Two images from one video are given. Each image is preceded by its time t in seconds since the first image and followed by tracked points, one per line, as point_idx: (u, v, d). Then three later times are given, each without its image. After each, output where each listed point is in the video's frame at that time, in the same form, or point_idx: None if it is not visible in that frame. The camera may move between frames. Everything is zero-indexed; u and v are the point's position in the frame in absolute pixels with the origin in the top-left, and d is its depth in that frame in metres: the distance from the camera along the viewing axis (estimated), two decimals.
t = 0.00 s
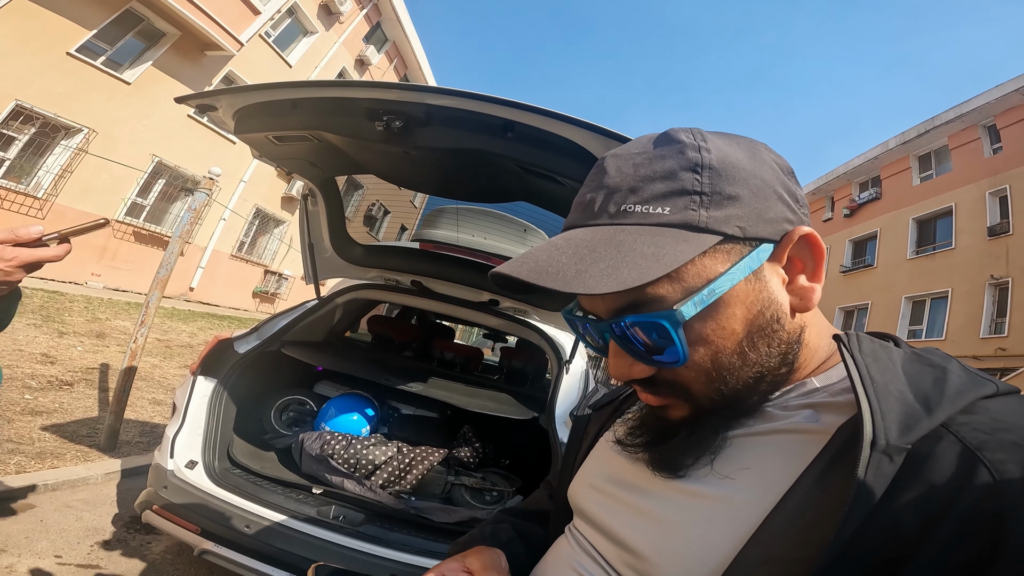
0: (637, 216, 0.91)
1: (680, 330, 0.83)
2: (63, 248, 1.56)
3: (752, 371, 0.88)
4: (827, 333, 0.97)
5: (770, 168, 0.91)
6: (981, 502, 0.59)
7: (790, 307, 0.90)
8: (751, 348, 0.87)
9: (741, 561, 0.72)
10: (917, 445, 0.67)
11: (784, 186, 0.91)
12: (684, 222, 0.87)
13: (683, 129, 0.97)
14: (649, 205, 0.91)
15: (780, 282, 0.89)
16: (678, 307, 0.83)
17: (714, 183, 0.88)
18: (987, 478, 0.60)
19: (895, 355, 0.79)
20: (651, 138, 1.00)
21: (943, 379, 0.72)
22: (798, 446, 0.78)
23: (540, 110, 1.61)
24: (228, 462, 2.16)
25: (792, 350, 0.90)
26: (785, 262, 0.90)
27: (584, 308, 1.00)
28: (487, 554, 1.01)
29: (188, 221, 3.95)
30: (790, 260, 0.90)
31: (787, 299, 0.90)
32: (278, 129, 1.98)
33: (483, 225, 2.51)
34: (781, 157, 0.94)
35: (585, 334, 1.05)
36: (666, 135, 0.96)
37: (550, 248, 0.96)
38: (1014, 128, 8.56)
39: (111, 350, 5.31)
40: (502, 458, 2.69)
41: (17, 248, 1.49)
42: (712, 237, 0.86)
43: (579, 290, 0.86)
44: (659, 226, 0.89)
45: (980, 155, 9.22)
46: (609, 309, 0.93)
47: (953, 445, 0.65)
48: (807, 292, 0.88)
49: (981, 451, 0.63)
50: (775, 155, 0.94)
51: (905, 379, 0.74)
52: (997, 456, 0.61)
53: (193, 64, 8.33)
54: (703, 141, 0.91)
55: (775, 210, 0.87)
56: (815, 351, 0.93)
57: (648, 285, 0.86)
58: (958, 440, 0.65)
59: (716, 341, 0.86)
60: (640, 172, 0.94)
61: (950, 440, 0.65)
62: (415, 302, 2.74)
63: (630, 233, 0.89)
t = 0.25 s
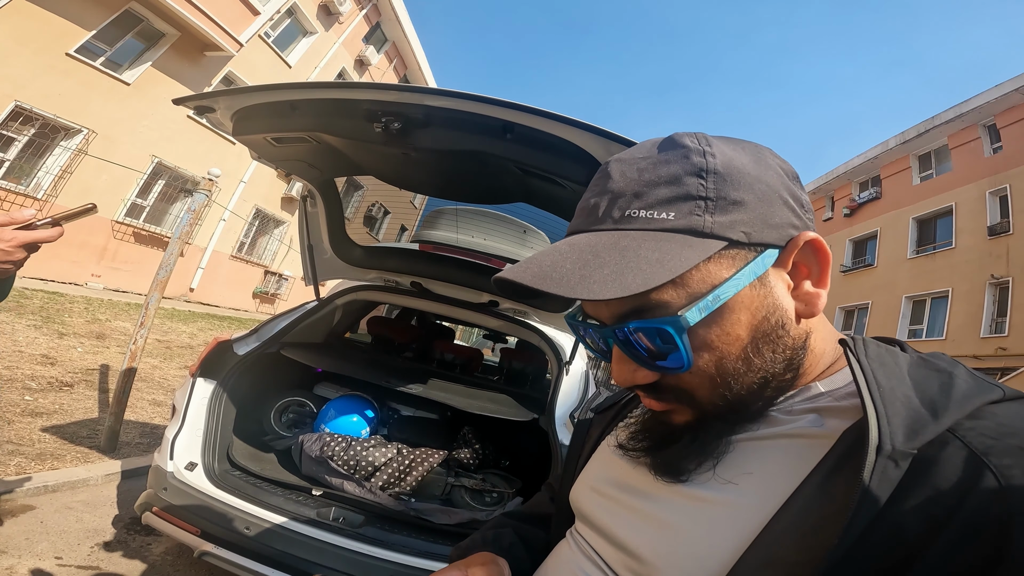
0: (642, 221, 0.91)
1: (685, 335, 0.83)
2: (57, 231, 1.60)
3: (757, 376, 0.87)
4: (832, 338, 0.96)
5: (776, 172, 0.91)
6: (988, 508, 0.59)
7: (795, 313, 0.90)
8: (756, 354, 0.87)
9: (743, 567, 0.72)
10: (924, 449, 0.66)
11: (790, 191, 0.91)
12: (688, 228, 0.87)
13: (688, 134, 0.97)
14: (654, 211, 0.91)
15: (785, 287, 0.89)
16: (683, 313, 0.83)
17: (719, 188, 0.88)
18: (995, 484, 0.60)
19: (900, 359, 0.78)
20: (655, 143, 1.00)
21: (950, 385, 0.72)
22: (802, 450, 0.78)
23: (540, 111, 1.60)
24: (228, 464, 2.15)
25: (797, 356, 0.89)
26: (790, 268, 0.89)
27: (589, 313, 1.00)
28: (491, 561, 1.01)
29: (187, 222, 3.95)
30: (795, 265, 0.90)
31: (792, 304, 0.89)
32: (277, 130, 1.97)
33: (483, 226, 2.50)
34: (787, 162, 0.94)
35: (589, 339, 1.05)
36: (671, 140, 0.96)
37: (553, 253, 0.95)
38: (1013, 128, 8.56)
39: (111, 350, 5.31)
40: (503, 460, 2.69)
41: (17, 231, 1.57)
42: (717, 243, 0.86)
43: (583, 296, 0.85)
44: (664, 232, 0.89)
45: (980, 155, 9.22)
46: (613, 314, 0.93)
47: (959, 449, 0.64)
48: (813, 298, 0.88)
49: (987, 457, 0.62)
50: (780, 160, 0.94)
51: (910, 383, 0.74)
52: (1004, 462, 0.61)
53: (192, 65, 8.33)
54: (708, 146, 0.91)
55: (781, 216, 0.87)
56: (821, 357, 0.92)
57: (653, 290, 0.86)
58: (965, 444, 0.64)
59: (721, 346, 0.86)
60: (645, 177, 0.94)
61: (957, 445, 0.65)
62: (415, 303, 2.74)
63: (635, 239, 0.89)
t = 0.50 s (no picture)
0: (642, 218, 0.92)
1: (685, 331, 0.83)
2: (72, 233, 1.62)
3: (757, 373, 0.87)
4: (833, 336, 0.97)
5: (775, 171, 0.92)
6: (987, 505, 0.59)
7: (795, 310, 0.90)
8: (756, 351, 0.87)
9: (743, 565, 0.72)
10: (923, 448, 0.67)
11: (789, 189, 0.91)
12: (688, 225, 0.87)
13: (689, 133, 0.97)
14: (654, 208, 0.91)
15: (785, 285, 0.89)
16: (683, 309, 0.83)
17: (719, 186, 0.88)
18: (994, 481, 0.60)
19: (900, 358, 0.79)
20: (656, 142, 1.01)
21: (948, 383, 0.72)
22: (802, 449, 0.78)
23: (538, 110, 1.60)
24: (228, 464, 2.16)
25: (797, 353, 0.89)
26: (790, 265, 0.90)
27: (590, 310, 1.01)
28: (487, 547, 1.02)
29: (187, 222, 3.96)
30: (795, 263, 0.90)
31: (791, 302, 0.90)
32: (276, 130, 1.98)
33: (482, 225, 2.51)
34: (787, 161, 0.95)
35: (591, 337, 1.05)
36: (671, 139, 0.97)
37: (553, 250, 0.96)
38: (1013, 126, 8.55)
39: (112, 351, 5.32)
40: (503, 459, 2.69)
41: (30, 226, 1.59)
42: (717, 240, 0.86)
43: (583, 292, 0.86)
44: (664, 229, 0.89)
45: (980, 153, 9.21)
46: (613, 311, 0.93)
47: (959, 447, 0.65)
48: (813, 295, 0.89)
49: (986, 455, 0.62)
50: (780, 159, 0.95)
51: (909, 382, 0.74)
52: (1003, 460, 0.61)
53: (192, 65, 8.33)
54: (709, 145, 0.92)
55: (780, 213, 0.88)
56: (822, 355, 0.92)
57: (653, 287, 0.86)
58: (964, 442, 0.65)
59: (721, 343, 0.86)
60: (646, 175, 0.94)
61: (956, 442, 0.65)
62: (416, 303, 2.74)
63: (635, 236, 0.90)
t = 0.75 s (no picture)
0: (641, 213, 0.92)
1: (685, 326, 0.83)
2: (78, 220, 1.61)
3: (756, 368, 0.87)
4: (832, 332, 0.97)
5: (775, 166, 0.92)
6: (987, 503, 0.59)
7: (795, 305, 0.90)
8: (756, 346, 0.87)
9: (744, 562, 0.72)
10: (924, 445, 0.66)
11: (787, 184, 0.91)
12: (688, 220, 0.87)
13: (687, 129, 0.97)
14: (653, 204, 0.91)
15: (784, 280, 0.89)
16: (682, 303, 0.83)
17: (718, 181, 0.88)
18: (995, 478, 0.60)
19: (900, 355, 0.78)
20: (655, 138, 1.01)
21: (948, 380, 0.72)
22: (803, 446, 0.78)
23: (537, 107, 1.59)
24: (231, 463, 2.16)
25: (797, 348, 0.89)
26: (789, 260, 0.90)
27: (590, 305, 1.01)
28: (489, 550, 1.02)
29: (186, 222, 3.95)
30: (794, 258, 0.90)
31: (791, 296, 0.90)
32: (274, 129, 1.97)
33: (482, 223, 2.51)
34: (785, 156, 0.94)
35: (591, 333, 1.05)
36: (671, 135, 0.96)
37: (552, 245, 0.95)
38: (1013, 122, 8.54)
39: (113, 351, 5.31)
40: (504, 456, 2.69)
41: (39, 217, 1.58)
42: (716, 235, 0.86)
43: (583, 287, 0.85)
44: (663, 224, 0.89)
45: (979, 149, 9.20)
46: (614, 305, 0.93)
47: (959, 444, 0.64)
48: (813, 289, 0.88)
49: (987, 452, 0.62)
50: (779, 154, 0.95)
51: (909, 378, 0.74)
52: (1004, 456, 0.61)
53: (189, 65, 8.30)
54: (707, 141, 0.92)
55: (779, 208, 0.88)
56: (821, 352, 0.92)
57: (652, 282, 0.86)
58: (964, 439, 0.65)
59: (721, 337, 0.86)
60: (645, 171, 0.94)
61: (956, 439, 0.65)
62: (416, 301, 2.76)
63: (634, 231, 0.90)
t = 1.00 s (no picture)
0: (644, 197, 0.92)
1: (686, 308, 0.83)
2: (68, 212, 1.61)
3: (756, 354, 0.88)
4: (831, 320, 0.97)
5: (776, 153, 0.92)
6: (987, 493, 0.59)
7: (794, 291, 0.90)
8: (755, 332, 0.88)
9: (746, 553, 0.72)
10: (923, 434, 0.66)
11: (788, 171, 0.91)
12: (689, 203, 0.87)
13: (689, 117, 0.97)
14: (655, 187, 0.91)
15: (785, 266, 0.90)
16: (684, 285, 0.84)
17: (720, 166, 0.88)
18: (994, 467, 0.60)
19: (899, 343, 0.78)
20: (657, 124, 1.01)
21: (946, 367, 0.72)
22: (803, 436, 0.78)
23: (537, 100, 1.58)
24: (235, 461, 2.17)
25: (796, 334, 0.90)
26: (790, 246, 0.90)
27: (590, 290, 1.01)
28: (489, 542, 1.01)
29: (185, 221, 3.93)
30: (794, 245, 0.91)
31: (791, 282, 0.90)
32: (272, 125, 1.95)
33: (483, 217, 2.51)
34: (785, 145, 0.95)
35: (591, 321, 1.05)
36: (673, 122, 0.96)
37: (554, 229, 0.95)
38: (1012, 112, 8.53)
39: (115, 351, 5.32)
40: (507, 450, 2.71)
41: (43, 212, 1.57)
42: (718, 218, 0.86)
43: (584, 268, 0.86)
44: (665, 208, 0.89)
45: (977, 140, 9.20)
46: (614, 289, 0.93)
47: (958, 433, 0.64)
48: (812, 276, 0.89)
49: (986, 440, 0.62)
50: (779, 143, 0.95)
51: (907, 366, 0.74)
52: (1002, 445, 0.61)
53: (183, 63, 8.23)
54: (709, 127, 0.92)
55: (780, 194, 0.88)
56: (820, 338, 0.93)
57: (654, 265, 0.87)
58: (963, 428, 0.64)
59: (722, 321, 0.86)
60: (648, 156, 0.94)
61: (955, 428, 0.65)
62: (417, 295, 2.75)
63: (637, 214, 0.90)
